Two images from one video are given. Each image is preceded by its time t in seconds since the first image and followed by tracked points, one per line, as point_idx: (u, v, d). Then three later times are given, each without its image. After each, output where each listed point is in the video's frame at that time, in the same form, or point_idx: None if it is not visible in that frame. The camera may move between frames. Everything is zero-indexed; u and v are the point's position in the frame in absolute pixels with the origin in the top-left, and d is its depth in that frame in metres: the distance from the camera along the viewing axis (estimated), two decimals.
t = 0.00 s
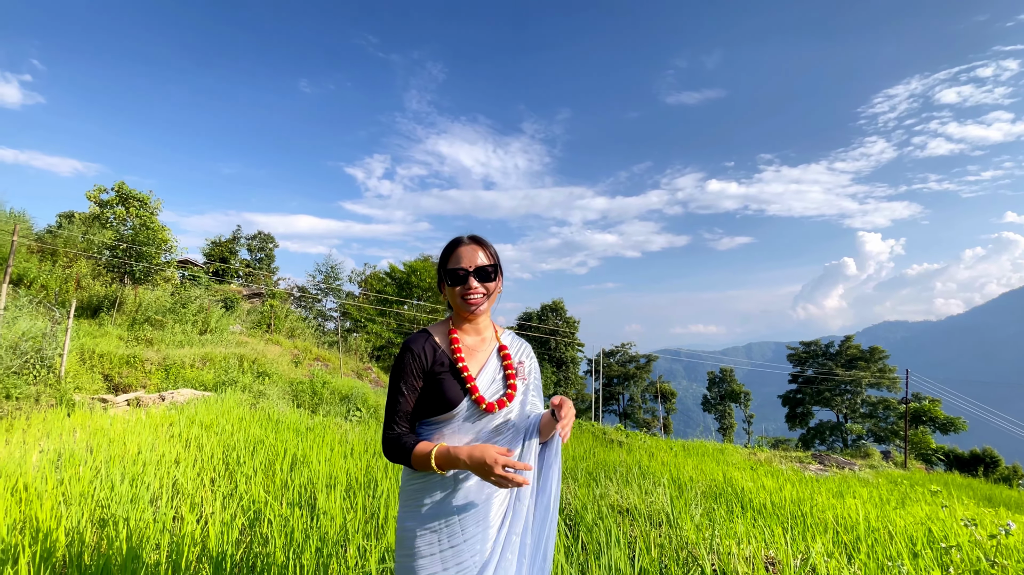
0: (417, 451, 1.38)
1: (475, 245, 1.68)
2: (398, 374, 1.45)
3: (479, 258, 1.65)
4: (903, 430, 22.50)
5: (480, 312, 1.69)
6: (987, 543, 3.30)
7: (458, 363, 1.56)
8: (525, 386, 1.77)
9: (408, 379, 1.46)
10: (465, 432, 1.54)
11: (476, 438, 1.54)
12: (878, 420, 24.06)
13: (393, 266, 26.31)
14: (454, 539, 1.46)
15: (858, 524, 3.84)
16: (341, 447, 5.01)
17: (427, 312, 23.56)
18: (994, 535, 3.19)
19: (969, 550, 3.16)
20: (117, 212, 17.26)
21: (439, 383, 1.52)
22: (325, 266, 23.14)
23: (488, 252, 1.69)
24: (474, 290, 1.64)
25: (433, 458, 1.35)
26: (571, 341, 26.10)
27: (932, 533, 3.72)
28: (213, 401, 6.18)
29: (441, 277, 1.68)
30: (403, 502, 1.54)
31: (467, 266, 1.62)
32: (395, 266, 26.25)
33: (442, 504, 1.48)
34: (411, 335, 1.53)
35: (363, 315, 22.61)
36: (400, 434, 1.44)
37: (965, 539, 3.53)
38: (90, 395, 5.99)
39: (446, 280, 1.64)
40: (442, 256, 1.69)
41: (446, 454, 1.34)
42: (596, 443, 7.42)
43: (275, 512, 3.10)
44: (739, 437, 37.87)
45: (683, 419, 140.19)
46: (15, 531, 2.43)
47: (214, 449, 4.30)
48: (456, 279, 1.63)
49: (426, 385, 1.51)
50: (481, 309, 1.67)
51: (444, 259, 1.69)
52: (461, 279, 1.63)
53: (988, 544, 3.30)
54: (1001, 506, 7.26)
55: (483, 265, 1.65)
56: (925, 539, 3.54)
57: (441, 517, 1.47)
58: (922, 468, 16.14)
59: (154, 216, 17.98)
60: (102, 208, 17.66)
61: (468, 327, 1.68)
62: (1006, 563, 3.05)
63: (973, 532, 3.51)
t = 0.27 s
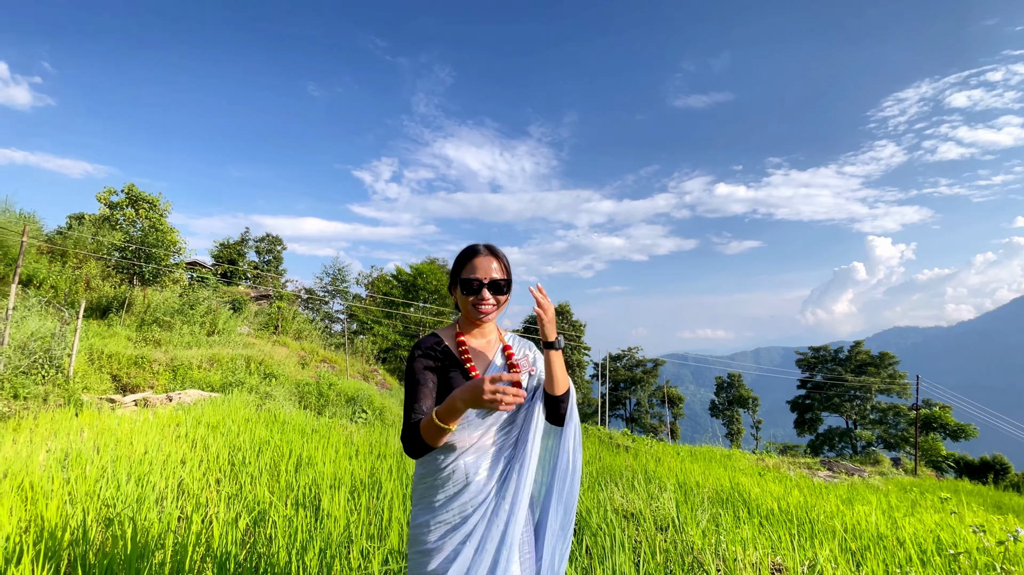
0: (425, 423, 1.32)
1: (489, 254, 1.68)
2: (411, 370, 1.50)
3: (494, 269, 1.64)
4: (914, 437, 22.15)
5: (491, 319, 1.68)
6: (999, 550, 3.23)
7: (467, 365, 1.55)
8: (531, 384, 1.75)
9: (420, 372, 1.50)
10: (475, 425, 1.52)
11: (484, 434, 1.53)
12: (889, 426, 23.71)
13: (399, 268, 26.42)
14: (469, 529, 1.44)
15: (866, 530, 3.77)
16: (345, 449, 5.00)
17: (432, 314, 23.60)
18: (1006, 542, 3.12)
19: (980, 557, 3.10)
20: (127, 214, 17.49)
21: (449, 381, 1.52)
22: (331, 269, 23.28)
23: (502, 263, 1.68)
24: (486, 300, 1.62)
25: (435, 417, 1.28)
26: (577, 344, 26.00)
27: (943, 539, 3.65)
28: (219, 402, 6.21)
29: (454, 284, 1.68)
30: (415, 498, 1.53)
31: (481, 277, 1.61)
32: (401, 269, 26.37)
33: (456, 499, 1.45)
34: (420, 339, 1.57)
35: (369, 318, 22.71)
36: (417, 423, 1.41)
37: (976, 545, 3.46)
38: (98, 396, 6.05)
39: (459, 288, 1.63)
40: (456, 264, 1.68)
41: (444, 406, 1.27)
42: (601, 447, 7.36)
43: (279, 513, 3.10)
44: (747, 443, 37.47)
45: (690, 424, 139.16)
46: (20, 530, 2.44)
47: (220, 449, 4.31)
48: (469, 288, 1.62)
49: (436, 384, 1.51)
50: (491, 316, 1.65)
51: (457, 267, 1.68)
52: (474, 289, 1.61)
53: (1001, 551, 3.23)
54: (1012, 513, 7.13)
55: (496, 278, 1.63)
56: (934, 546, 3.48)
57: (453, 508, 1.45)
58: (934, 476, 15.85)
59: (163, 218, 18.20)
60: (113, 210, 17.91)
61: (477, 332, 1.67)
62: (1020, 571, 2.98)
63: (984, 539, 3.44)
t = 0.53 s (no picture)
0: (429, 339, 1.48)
1: (491, 257, 1.68)
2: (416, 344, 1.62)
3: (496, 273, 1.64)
4: (915, 445, 22.04)
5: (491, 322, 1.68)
6: (998, 557, 3.21)
7: (467, 363, 1.57)
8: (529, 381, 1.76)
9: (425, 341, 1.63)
10: (474, 424, 1.52)
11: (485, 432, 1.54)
12: (890, 433, 23.58)
13: (400, 271, 26.44)
14: (465, 533, 1.44)
15: (866, 536, 3.75)
16: (344, 451, 4.98)
17: (433, 318, 23.59)
18: (1004, 548, 3.10)
19: (979, 563, 3.08)
20: (129, 215, 17.52)
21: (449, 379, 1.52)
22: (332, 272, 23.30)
23: (505, 267, 1.69)
24: (488, 304, 1.63)
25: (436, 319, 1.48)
26: (577, 349, 25.93)
27: (941, 545, 3.62)
28: (218, 404, 6.20)
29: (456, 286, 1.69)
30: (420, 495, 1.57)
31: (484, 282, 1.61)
32: (402, 272, 26.39)
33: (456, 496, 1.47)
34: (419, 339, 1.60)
35: (370, 321, 22.70)
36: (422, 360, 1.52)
37: (974, 551, 3.45)
38: (97, 396, 6.04)
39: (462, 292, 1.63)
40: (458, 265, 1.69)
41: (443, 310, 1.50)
42: (601, 452, 7.32)
43: (275, 515, 3.08)
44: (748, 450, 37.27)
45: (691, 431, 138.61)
46: (16, 530, 2.43)
47: (218, 451, 4.30)
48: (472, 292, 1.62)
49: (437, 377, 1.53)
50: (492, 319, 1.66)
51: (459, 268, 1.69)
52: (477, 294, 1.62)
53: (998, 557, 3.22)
54: (1012, 521, 7.07)
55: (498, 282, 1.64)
56: (934, 552, 3.45)
57: (453, 505, 1.46)
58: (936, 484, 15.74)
59: (165, 220, 18.24)
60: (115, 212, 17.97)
61: (476, 332, 1.69)
62: None
63: (982, 545, 3.43)
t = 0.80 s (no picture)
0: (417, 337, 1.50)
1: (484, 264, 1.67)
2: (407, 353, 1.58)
3: (489, 278, 1.64)
4: (904, 452, 22.23)
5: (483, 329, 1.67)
6: (975, 564, 3.24)
7: (460, 369, 1.55)
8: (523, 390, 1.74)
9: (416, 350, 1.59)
10: (467, 431, 1.51)
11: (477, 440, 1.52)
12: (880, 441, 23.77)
13: (394, 276, 26.35)
14: (455, 538, 1.42)
15: (853, 544, 3.77)
16: (333, 458, 4.92)
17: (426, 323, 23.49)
18: (984, 555, 3.14)
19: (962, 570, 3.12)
20: (120, 217, 17.32)
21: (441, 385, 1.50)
22: (325, 275, 23.17)
23: (497, 273, 1.70)
24: (481, 309, 1.62)
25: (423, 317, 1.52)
26: (571, 355, 25.92)
27: (926, 552, 3.66)
28: (206, 408, 6.11)
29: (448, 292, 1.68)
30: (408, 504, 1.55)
31: (477, 286, 1.61)
32: (396, 276, 26.31)
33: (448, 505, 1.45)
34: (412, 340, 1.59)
35: (363, 325, 22.56)
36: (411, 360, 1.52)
37: (957, 557, 3.49)
38: (82, 400, 5.92)
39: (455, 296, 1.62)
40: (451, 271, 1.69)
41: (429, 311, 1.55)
42: (593, 460, 7.30)
43: (261, 522, 3.02)
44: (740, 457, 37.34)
45: (683, 438, 138.77)
46: None
47: (205, 457, 4.23)
48: (465, 297, 1.62)
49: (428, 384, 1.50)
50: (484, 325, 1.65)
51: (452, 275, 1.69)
52: (470, 298, 1.61)
53: (980, 563, 3.27)
54: (1000, 529, 7.14)
55: (492, 287, 1.63)
56: (921, 560, 3.48)
57: (444, 514, 1.44)
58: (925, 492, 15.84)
59: (156, 222, 18.06)
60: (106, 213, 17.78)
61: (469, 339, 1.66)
62: None
63: (965, 551, 3.48)
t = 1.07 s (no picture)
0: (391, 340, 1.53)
1: (466, 267, 1.72)
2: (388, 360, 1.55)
3: (471, 280, 1.69)
4: (880, 457, 22.83)
5: (467, 331, 1.70)
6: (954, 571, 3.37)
7: (443, 375, 1.58)
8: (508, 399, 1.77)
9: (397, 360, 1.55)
10: (449, 439, 1.54)
11: (460, 447, 1.55)
12: (856, 446, 24.39)
13: (378, 279, 26.16)
14: (433, 545, 1.45)
15: (831, 550, 3.87)
16: (312, 464, 4.86)
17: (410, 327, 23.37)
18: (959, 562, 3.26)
19: None
20: (96, 217, 16.85)
21: (423, 393, 1.53)
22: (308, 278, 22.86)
23: (479, 275, 1.74)
24: (464, 309, 1.66)
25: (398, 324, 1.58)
26: (555, 360, 26.05)
27: (902, 559, 3.77)
28: (183, 413, 5.98)
29: (431, 295, 1.71)
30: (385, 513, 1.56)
31: (459, 287, 1.65)
32: (380, 280, 26.12)
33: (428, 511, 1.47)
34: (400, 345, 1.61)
35: (346, 329, 22.32)
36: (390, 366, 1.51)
37: (932, 565, 3.60)
38: (54, 404, 5.75)
39: (438, 298, 1.66)
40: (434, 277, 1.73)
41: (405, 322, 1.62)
42: (576, 465, 7.36)
43: (235, 532, 2.98)
44: (721, 462, 37.78)
45: (665, 442, 140.11)
46: None
47: (180, 463, 4.15)
48: (447, 298, 1.66)
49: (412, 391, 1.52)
50: (468, 327, 1.68)
51: (435, 280, 1.73)
52: (453, 298, 1.65)
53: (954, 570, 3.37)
54: (974, 535, 7.36)
55: (474, 288, 1.68)
56: (896, 567, 3.59)
57: (423, 521, 1.46)
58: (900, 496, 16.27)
59: (134, 222, 17.63)
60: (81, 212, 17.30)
61: (453, 344, 1.69)
62: None
63: (939, 559, 3.59)
